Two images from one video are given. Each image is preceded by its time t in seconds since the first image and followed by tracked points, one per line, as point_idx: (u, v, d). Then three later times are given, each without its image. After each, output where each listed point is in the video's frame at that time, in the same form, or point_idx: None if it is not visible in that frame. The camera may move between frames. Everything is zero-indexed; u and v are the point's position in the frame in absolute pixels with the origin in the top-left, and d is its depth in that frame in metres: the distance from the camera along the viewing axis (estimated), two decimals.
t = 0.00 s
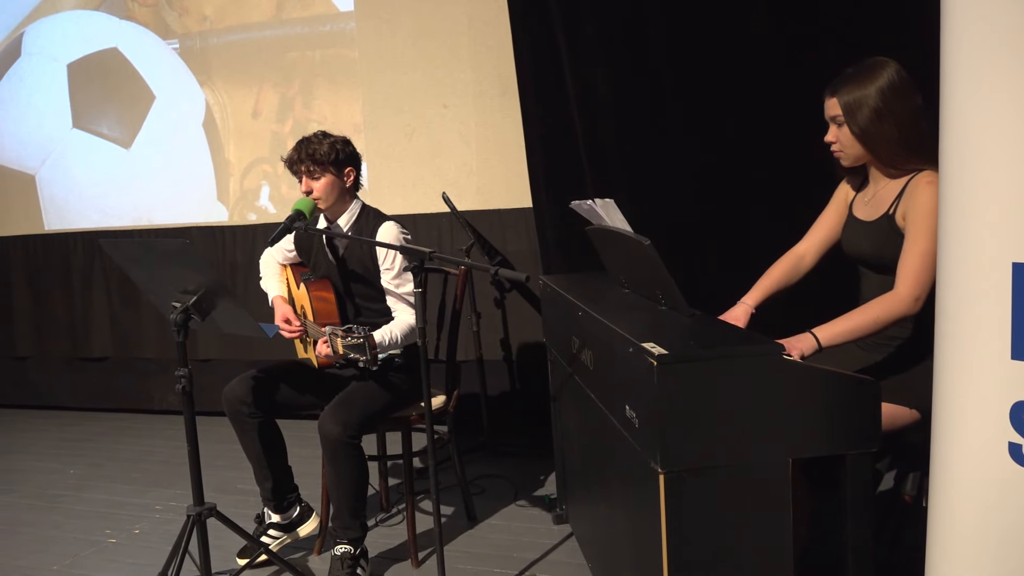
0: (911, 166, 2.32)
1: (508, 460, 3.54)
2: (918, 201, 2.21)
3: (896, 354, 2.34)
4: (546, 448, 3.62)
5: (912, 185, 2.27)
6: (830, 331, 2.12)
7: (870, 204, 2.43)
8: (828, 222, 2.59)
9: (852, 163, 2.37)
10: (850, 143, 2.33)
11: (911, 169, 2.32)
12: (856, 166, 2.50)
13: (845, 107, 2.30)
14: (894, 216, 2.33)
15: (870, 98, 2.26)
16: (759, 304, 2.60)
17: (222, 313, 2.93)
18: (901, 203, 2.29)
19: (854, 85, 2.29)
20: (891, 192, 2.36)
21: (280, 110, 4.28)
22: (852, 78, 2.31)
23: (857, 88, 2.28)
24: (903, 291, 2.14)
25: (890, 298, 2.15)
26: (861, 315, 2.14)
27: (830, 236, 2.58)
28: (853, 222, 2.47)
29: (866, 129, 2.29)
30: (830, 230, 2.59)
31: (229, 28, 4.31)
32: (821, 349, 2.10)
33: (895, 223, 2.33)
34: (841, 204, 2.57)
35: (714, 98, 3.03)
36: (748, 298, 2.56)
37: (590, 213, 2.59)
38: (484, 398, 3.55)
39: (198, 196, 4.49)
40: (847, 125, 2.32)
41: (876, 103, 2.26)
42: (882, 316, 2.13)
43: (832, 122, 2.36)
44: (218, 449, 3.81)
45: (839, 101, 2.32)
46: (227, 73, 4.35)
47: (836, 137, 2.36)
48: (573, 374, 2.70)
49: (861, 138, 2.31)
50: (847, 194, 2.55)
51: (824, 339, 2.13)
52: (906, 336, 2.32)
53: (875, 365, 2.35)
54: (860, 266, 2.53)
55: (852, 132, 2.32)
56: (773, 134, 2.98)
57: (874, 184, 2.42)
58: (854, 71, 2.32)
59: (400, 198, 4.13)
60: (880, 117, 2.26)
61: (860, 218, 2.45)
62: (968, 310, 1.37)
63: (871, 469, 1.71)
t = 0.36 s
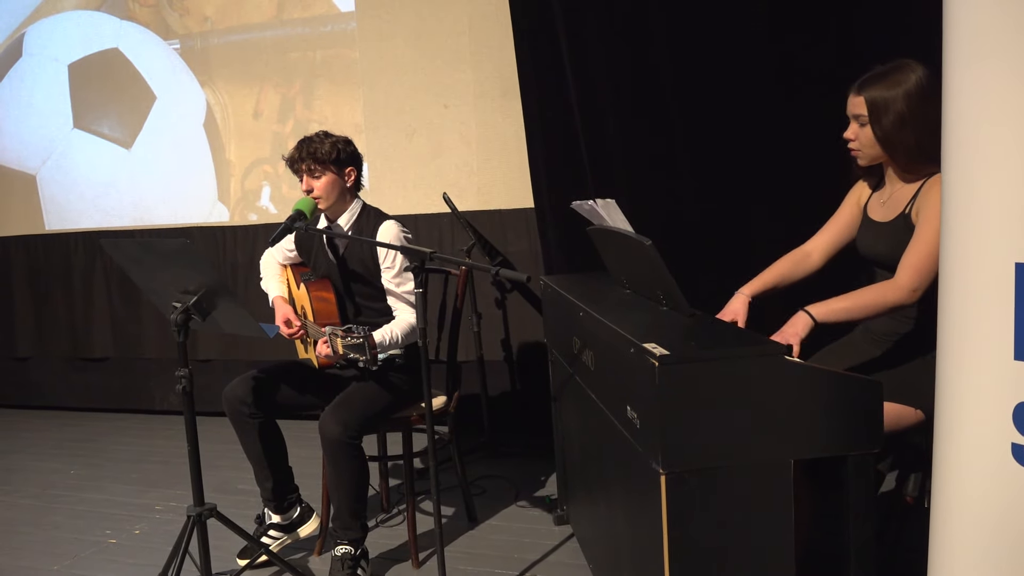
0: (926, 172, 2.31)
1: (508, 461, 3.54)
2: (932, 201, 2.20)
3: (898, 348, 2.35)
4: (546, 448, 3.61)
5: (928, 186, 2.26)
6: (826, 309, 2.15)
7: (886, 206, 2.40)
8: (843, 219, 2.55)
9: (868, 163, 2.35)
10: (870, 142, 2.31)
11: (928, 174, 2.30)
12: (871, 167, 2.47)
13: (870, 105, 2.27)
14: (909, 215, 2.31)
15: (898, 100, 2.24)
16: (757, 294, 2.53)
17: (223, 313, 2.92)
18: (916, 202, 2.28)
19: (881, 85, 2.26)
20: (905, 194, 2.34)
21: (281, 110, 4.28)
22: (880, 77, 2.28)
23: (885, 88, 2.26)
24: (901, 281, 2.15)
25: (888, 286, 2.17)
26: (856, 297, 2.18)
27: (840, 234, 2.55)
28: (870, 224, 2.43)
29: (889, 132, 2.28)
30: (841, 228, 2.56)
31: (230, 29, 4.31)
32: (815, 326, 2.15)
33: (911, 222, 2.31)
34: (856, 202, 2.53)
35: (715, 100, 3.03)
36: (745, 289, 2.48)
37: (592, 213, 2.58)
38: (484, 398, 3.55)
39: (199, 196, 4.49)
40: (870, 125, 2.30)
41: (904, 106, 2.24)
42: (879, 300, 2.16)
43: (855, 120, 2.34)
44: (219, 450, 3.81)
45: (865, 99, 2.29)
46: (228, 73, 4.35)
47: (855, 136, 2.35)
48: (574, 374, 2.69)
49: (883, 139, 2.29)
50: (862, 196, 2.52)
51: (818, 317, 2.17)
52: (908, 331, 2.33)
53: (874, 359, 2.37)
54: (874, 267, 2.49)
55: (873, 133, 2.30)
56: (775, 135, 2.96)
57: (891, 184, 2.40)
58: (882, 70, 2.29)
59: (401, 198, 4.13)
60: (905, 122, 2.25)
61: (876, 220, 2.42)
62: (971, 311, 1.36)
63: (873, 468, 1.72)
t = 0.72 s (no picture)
0: (935, 170, 2.30)
1: (513, 455, 3.55)
2: (941, 199, 2.18)
3: (903, 345, 2.32)
4: (550, 442, 3.62)
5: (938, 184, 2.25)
6: (838, 323, 2.10)
7: (895, 201, 2.39)
8: (853, 225, 2.54)
9: (881, 157, 2.34)
10: (886, 137, 2.29)
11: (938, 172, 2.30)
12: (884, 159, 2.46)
13: (891, 99, 2.24)
14: (918, 211, 2.29)
15: (917, 98, 2.21)
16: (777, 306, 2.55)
17: (228, 308, 2.93)
18: (925, 198, 2.27)
19: (903, 79, 2.22)
20: (914, 190, 2.34)
21: (286, 105, 4.27)
22: (901, 70, 2.25)
23: (907, 83, 2.22)
24: (906, 283, 2.14)
25: (892, 290, 2.15)
26: (868, 306, 2.14)
27: (853, 238, 2.54)
28: (880, 221, 2.43)
29: (907, 127, 2.25)
30: (855, 233, 2.54)
31: (234, 23, 4.31)
32: (830, 342, 2.08)
33: (919, 217, 2.29)
34: (866, 204, 2.52)
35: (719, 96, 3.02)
36: (765, 302, 2.48)
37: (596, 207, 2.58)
38: (489, 393, 3.55)
39: (203, 190, 4.49)
40: (888, 120, 2.27)
41: (926, 103, 2.21)
42: (886, 306, 2.13)
43: (872, 111, 2.31)
44: (223, 444, 3.82)
45: (885, 92, 2.25)
46: (232, 67, 4.35)
47: (871, 128, 2.32)
48: (579, 368, 2.69)
49: (899, 135, 2.27)
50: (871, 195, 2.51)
51: (834, 332, 2.11)
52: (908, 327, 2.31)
53: (885, 356, 2.34)
54: (885, 265, 2.47)
55: (890, 128, 2.28)
56: (779, 130, 2.95)
57: (901, 179, 2.40)
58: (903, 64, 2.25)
59: (405, 193, 4.13)
60: (925, 119, 2.22)
61: (886, 216, 2.41)
62: (977, 307, 1.36)
63: (876, 459, 1.73)
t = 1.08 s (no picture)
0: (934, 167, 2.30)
1: (513, 454, 3.55)
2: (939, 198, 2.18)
3: (903, 348, 2.33)
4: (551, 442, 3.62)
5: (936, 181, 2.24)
6: (837, 328, 2.10)
7: (893, 201, 2.39)
8: (850, 224, 2.54)
9: (880, 158, 2.32)
10: (884, 138, 2.28)
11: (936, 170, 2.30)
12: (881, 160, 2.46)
13: (885, 101, 2.24)
14: (915, 211, 2.29)
15: (912, 96, 2.21)
16: (775, 307, 2.55)
17: (229, 306, 2.93)
18: (923, 198, 2.27)
19: (896, 79, 2.22)
20: (912, 188, 2.34)
21: (288, 103, 4.28)
22: (893, 71, 2.25)
23: (900, 83, 2.22)
24: (908, 284, 2.13)
25: (896, 293, 2.14)
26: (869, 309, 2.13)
27: (849, 238, 2.53)
28: (875, 221, 2.43)
29: (903, 126, 2.25)
30: (851, 232, 2.54)
31: (237, 21, 4.31)
32: (829, 347, 2.08)
33: (917, 217, 2.29)
34: (862, 203, 2.52)
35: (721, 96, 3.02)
36: (765, 302, 2.48)
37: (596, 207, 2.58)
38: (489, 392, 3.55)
39: (205, 189, 4.50)
40: (884, 120, 2.27)
41: (920, 100, 2.21)
42: (889, 309, 2.12)
43: (868, 114, 2.29)
44: (224, 443, 3.82)
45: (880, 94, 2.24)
46: (235, 66, 4.35)
47: (868, 131, 2.31)
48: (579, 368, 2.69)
49: (896, 135, 2.27)
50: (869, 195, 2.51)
51: (833, 335, 2.11)
52: (914, 329, 2.30)
53: (886, 358, 2.34)
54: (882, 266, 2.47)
55: (887, 128, 2.27)
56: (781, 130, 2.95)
57: (897, 180, 2.40)
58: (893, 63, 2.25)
59: (406, 192, 4.13)
60: (920, 116, 2.23)
61: (882, 216, 2.41)
62: (977, 308, 1.36)
63: (879, 461, 1.71)
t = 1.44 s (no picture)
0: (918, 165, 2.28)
1: (509, 454, 3.55)
2: (925, 194, 2.18)
3: (895, 347, 2.35)
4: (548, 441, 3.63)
5: (921, 181, 2.23)
6: (813, 286, 2.16)
7: (879, 202, 2.39)
8: (839, 229, 2.55)
9: (865, 158, 2.34)
10: (867, 137, 2.30)
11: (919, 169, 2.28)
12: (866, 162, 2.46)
13: (866, 100, 2.27)
14: (901, 212, 2.30)
15: (892, 93, 2.24)
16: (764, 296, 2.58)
17: (225, 306, 2.92)
18: (907, 199, 2.26)
19: (875, 78, 2.26)
20: (898, 188, 2.32)
21: (285, 103, 4.28)
22: (871, 71, 2.28)
23: (880, 81, 2.25)
24: (894, 279, 2.14)
25: (881, 282, 2.16)
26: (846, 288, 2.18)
27: (840, 241, 2.54)
28: (863, 222, 2.43)
29: (885, 123, 2.27)
30: (842, 233, 2.55)
31: (233, 21, 4.30)
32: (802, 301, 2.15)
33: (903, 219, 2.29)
34: (852, 205, 2.53)
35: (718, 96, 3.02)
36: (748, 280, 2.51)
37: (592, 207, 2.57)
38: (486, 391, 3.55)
39: (202, 188, 4.49)
40: (866, 120, 2.29)
41: (899, 97, 2.24)
42: (869, 295, 2.15)
43: (850, 115, 2.32)
44: (220, 443, 3.81)
45: (859, 93, 2.27)
46: (231, 65, 4.35)
47: (852, 132, 2.33)
48: (576, 367, 2.69)
49: (878, 133, 2.28)
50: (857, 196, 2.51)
51: (807, 293, 2.17)
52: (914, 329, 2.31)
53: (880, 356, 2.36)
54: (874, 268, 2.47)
55: (869, 127, 2.29)
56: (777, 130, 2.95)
57: (881, 181, 2.40)
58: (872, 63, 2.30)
59: (403, 192, 4.13)
60: (902, 113, 2.24)
61: (870, 217, 2.41)
62: (972, 308, 1.36)
63: (875, 461, 1.71)
